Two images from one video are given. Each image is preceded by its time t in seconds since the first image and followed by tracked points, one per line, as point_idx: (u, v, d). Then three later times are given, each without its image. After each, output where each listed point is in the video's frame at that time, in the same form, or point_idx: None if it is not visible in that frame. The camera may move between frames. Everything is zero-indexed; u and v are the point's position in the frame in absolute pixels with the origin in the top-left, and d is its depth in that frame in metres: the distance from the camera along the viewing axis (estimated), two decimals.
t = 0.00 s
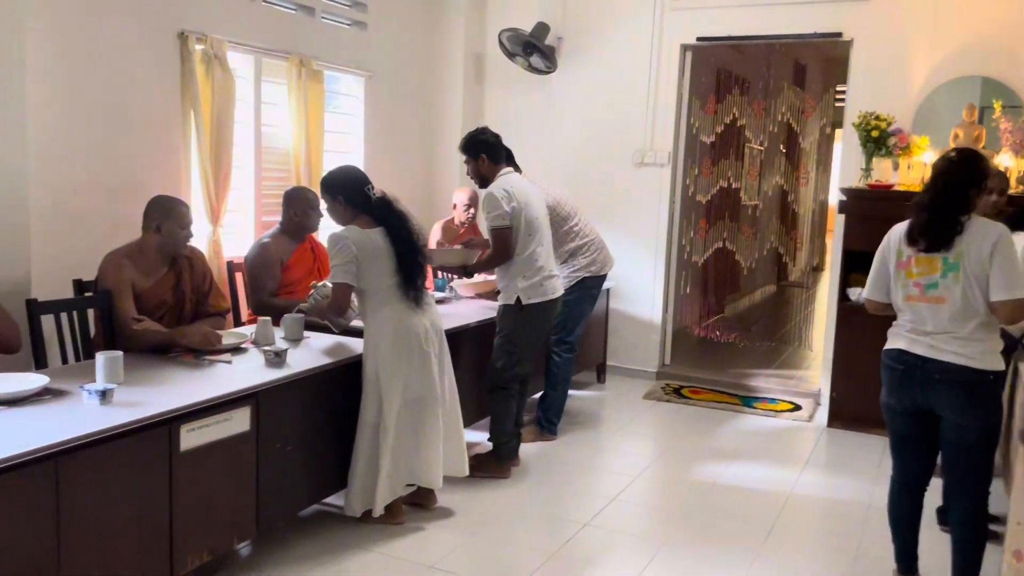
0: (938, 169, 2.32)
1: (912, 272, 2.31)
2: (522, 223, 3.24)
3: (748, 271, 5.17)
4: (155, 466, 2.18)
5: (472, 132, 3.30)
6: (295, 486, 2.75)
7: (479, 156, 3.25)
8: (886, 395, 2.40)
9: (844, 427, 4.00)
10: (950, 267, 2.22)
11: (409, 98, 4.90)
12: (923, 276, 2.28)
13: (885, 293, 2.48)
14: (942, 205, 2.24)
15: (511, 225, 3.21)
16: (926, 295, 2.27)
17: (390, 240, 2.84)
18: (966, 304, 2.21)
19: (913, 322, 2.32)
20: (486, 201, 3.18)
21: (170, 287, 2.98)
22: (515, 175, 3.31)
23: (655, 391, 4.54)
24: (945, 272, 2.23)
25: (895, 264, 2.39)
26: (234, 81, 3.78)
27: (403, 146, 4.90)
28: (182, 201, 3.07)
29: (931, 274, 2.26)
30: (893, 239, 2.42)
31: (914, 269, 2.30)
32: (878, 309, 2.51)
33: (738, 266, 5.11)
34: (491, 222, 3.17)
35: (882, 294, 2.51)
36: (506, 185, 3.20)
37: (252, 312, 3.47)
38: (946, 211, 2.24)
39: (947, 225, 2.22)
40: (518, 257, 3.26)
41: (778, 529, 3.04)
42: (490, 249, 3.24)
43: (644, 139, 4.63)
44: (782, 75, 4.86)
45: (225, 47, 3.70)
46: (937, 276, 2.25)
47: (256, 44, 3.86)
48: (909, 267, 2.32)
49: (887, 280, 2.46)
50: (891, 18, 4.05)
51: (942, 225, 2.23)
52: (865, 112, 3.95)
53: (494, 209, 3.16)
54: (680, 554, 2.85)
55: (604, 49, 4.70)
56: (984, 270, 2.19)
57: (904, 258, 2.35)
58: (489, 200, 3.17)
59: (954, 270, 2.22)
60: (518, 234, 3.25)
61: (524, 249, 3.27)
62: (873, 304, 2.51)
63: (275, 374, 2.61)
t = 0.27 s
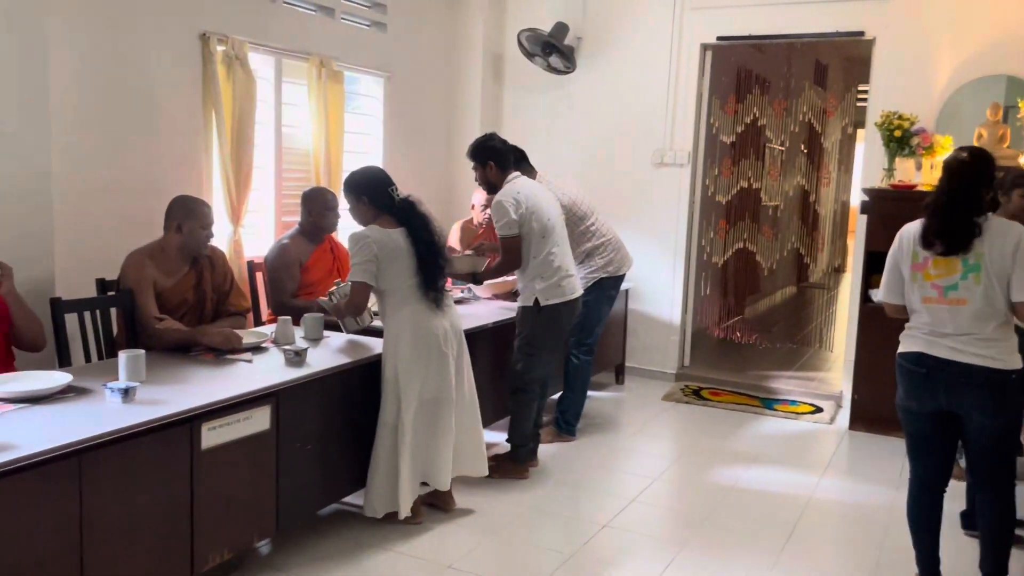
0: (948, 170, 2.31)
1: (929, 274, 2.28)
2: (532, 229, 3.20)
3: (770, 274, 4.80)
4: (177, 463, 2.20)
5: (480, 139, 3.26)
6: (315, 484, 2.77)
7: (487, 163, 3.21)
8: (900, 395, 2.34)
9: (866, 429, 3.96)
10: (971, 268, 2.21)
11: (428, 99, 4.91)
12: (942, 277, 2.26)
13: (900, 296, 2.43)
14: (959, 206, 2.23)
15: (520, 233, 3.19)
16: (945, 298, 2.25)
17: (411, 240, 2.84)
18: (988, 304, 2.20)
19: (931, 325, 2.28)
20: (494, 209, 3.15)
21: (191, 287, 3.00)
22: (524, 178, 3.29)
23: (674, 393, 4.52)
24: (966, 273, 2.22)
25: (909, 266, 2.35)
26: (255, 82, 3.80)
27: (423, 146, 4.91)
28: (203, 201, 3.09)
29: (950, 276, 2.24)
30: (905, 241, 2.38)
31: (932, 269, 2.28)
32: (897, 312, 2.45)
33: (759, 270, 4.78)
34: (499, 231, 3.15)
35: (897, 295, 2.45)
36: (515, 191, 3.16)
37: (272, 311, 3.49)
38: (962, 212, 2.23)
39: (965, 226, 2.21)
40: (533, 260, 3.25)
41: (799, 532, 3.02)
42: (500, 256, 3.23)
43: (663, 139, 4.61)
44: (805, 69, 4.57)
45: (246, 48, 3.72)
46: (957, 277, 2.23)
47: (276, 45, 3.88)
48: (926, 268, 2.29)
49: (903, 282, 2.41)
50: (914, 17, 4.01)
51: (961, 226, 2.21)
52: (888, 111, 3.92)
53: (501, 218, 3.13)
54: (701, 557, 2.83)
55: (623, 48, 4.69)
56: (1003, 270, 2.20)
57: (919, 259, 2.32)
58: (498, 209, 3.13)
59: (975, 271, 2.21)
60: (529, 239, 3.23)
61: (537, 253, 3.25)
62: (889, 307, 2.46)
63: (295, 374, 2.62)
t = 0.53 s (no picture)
0: (958, 171, 2.31)
1: (943, 273, 2.27)
2: (535, 233, 3.17)
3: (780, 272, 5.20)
4: (187, 463, 2.20)
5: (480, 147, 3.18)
6: (325, 485, 2.77)
7: (486, 173, 3.13)
8: (914, 395, 2.34)
9: (877, 431, 3.94)
10: (985, 267, 2.21)
11: (438, 100, 4.92)
12: (956, 277, 2.25)
13: (911, 297, 2.39)
14: (971, 205, 2.22)
15: (520, 241, 3.16)
16: (961, 297, 2.24)
17: (435, 239, 2.85)
18: (1003, 304, 2.20)
19: (947, 326, 2.27)
20: (496, 220, 3.10)
21: (201, 287, 3.01)
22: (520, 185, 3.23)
23: (684, 394, 4.51)
24: (980, 272, 2.21)
25: (921, 266, 2.33)
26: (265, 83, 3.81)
27: (433, 147, 4.91)
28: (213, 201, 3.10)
29: (965, 275, 2.23)
30: (915, 240, 2.35)
31: (946, 269, 2.26)
32: (908, 313, 2.42)
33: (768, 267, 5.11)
34: (500, 242, 3.11)
35: (908, 297, 2.40)
36: (515, 199, 3.11)
37: (283, 312, 3.50)
38: (974, 212, 2.23)
39: (978, 225, 2.21)
40: (540, 263, 3.23)
41: (810, 535, 3.01)
42: (501, 265, 3.20)
43: (673, 139, 4.60)
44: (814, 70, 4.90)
45: (257, 50, 3.73)
46: (972, 276, 2.22)
47: (287, 46, 3.89)
48: (940, 268, 2.28)
49: (914, 282, 2.37)
50: (926, 16, 3.98)
51: (974, 225, 2.21)
52: (900, 112, 3.90)
53: (502, 229, 3.09)
54: (711, 559, 2.82)
55: (633, 49, 4.68)
56: (1017, 269, 2.20)
57: (932, 259, 2.30)
58: (499, 220, 3.08)
59: (989, 270, 2.20)
60: (533, 243, 3.20)
61: (540, 256, 3.22)
62: (900, 308, 2.41)
63: (305, 374, 2.62)
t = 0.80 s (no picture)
0: (965, 170, 2.31)
1: (954, 273, 2.28)
2: (529, 240, 3.17)
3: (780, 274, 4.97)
4: (188, 464, 2.20)
5: (467, 161, 3.16)
6: (325, 485, 2.77)
7: (478, 188, 3.12)
8: (919, 393, 2.33)
9: (878, 431, 3.94)
10: (997, 268, 2.22)
11: (438, 100, 4.92)
12: (967, 277, 2.26)
13: (918, 296, 2.39)
14: (979, 206, 2.23)
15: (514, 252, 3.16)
16: (971, 297, 2.25)
17: (452, 238, 2.86)
18: (1013, 304, 2.22)
19: (955, 326, 2.27)
20: (490, 232, 3.10)
21: (200, 287, 3.01)
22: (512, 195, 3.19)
23: (684, 394, 4.51)
24: (992, 272, 2.22)
25: (931, 266, 2.33)
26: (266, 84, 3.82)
27: (433, 148, 4.92)
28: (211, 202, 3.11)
29: (976, 275, 2.24)
30: (925, 240, 2.35)
31: (958, 269, 2.27)
32: (916, 312, 2.42)
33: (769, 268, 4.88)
34: (495, 253, 3.12)
35: (915, 295, 2.40)
36: (508, 208, 3.09)
37: (284, 312, 3.51)
38: (982, 213, 2.24)
39: (986, 226, 2.23)
40: (540, 266, 3.23)
41: (810, 535, 3.01)
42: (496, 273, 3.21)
43: (674, 140, 4.60)
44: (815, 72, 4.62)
45: (258, 51, 3.74)
46: (982, 276, 2.23)
47: (288, 47, 3.90)
48: (951, 268, 2.28)
49: (923, 281, 2.37)
50: (927, 16, 3.98)
51: (981, 226, 2.23)
52: (900, 112, 3.90)
53: (497, 240, 3.08)
54: (711, 560, 2.82)
55: (633, 49, 4.68)
56: None
57: (942, 258, 2.30)
58: (494, 231, 3.08)
59: (1001, 270, 2.22)
60: (531, 247, 3.20)
61: (539, 259, 3.22)
62: (908, 307, 2.41)
63: (306, 374, 2.63)
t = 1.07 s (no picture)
0: (961, 170, 2.32)
1: (952, 272, 2.30)
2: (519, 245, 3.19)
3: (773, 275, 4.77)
4: (177, 465, 2.20)
5: (449, 174, 3.17)
6: (315, 486, 2.77)
7: (462, 199, 3.12)
8: (913, 389, 2.36)
9: (867, 430, 3.96)
10: (994, 267, 2.25)
11: (429, 102, 4.93)
12: (965, 275, 2.28)
13: (914, 293, 2.39)
14: (978, 205, 2.25)
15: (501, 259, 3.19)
16: (968, 295, 2.28)
17: (444, 244, 2.78)
18: (1007, 302, 2.26)
19: (949, 323, 2.30)
20: (477, 240, 3.11)
21: (188, 288, 3.01)
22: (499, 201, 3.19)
23: (675, 394, 4.52)
24: (988, 271, 2.26)
25: (929, 264, 2.34)
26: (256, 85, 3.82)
27: (424, 149, 4.92)
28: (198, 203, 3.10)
29: (973, 274, 2.27)
30: (923, 237, 2.36)
31: (955, 267, 2.29)
32: (909, 309, 2.42)
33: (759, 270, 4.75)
34: (481, 261, 3.13)
35: (911, 292, 2.40)
36: (495, 215, 3.11)
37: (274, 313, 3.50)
38: (979, 212, 2.26)
39: (984, 226, 2.25)
40: (530, 268, 3.24)
41: (799, 534, 3.02)
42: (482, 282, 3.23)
43: (664, 141, 4.62)
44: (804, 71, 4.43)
45: (247, 52, 3.74)
46: (979, 275, 2.26)
47: (278, 48, 3.90)
48: (949, 266, 2.30)
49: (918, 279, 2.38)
50: (914, 18, 4.01)
51: (980, 226, 2.24)
52: (887, 113, 3.92)
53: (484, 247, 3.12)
54: (700, 558, 2.83)
55: (623, 51, 4.70)
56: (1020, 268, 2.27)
57: (941, 256, 2.33)
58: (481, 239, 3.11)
59: (997, 270, 2.25)
60: (519, 251, 3.21)
61: (528, 262, 3.23)
62: (903, 304, 2.41)
63: (296, 375, 2.63)
